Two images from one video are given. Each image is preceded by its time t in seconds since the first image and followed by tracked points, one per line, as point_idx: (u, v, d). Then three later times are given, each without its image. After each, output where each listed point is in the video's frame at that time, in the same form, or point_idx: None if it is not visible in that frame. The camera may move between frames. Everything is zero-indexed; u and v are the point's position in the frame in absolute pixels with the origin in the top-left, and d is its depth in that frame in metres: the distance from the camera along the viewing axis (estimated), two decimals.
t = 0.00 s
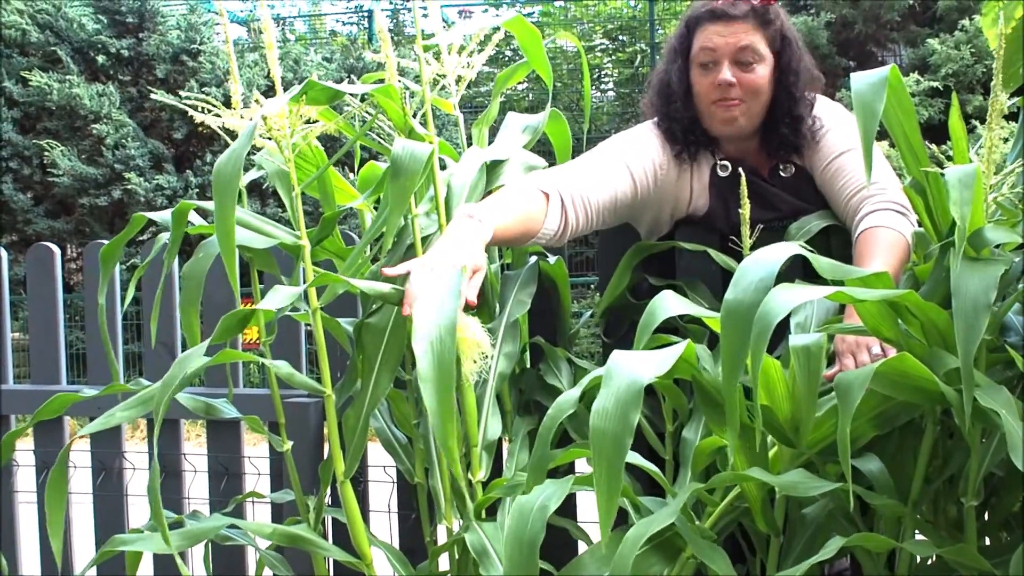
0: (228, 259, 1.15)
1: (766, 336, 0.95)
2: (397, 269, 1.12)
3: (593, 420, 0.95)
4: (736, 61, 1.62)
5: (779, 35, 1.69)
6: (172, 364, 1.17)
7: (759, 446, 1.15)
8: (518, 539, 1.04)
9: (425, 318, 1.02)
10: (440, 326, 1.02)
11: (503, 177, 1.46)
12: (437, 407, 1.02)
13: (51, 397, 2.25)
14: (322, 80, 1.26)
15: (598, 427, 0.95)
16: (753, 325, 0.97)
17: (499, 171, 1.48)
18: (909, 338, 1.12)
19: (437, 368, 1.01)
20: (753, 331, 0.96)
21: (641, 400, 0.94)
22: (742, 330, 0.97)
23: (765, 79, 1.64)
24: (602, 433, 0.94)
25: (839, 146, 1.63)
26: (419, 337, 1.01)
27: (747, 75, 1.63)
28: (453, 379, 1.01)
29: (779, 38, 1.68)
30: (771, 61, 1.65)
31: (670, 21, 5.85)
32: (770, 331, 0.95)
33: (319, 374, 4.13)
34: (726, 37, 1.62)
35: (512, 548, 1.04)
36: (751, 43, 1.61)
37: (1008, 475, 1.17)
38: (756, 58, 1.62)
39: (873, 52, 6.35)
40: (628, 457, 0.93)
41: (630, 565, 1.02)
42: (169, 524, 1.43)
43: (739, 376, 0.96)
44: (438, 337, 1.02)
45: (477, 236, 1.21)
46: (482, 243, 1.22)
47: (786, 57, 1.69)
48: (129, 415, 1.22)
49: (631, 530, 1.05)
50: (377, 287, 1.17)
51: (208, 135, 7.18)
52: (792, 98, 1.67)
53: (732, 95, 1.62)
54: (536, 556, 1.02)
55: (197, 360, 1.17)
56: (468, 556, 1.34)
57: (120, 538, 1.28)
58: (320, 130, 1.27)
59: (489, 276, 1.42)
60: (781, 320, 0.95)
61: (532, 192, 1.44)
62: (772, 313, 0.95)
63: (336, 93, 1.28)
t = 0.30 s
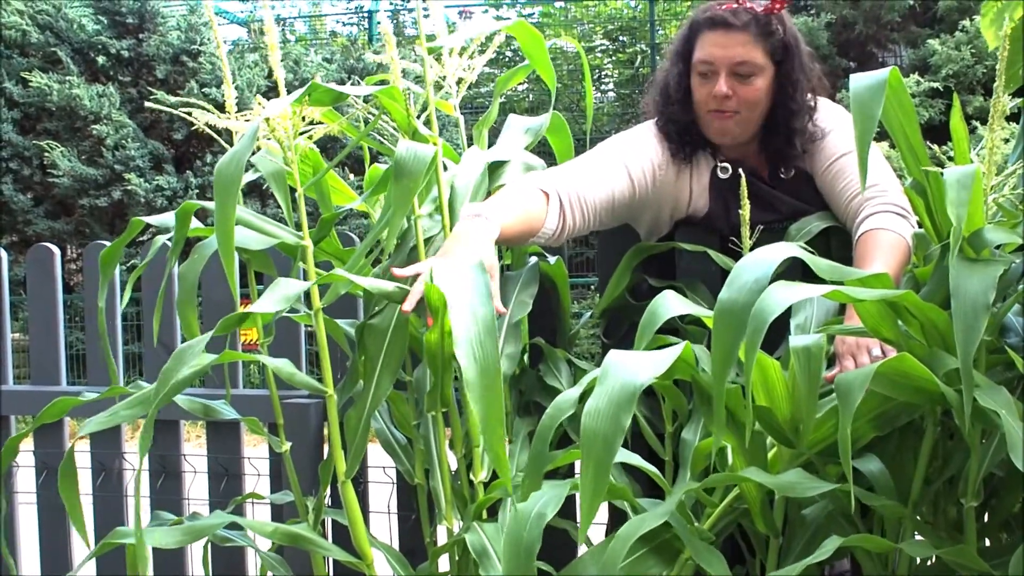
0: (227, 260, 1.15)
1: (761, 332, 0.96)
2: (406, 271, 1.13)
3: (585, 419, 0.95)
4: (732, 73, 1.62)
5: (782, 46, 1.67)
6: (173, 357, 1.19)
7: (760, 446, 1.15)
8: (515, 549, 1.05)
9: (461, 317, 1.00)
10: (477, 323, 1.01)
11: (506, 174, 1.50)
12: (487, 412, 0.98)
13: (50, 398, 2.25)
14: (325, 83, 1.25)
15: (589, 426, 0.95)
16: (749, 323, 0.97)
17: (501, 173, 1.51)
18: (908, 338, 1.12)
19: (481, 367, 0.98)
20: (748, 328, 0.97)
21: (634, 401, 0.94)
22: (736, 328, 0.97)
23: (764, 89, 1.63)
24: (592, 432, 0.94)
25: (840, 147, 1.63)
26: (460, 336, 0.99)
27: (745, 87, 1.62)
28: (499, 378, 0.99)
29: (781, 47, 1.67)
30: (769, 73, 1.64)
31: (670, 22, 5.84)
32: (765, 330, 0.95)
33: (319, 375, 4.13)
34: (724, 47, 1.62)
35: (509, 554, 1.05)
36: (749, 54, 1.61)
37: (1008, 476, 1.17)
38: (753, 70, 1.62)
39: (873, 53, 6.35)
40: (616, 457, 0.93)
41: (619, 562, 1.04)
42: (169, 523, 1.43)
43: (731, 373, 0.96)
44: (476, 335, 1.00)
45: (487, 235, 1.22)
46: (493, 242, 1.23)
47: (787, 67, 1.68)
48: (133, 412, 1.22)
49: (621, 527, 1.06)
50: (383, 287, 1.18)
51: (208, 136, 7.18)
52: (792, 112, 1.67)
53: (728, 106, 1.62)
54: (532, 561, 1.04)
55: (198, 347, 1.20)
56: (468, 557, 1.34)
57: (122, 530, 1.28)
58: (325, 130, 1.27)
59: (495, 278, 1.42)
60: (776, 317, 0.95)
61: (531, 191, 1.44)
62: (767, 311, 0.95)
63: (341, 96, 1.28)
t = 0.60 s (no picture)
0: (239, 259, 1.14)
1: (761, 336, 0.95)
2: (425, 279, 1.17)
3: (585, 420, 0.95)
4: (737, 79, 1.62)
5: (786, 53, 1.66)
6: (183, 356, 1.11)
7: (759, 447, 1.15)
8: (525, 545, 1.05)
9: (448, 328, 1.01)
10: (463, 336, 1.01)
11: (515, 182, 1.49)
12: (457, 427, 0.97)
13: (50, 399, 2.25)
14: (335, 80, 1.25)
15: (591, 427, 0.95)
16: (751, 325, 0.97)
17: (511, 179, 1.51)
18: (908, 340, 1.12)
19: (458, 382, 0.98)
20: (751, 332, 0.96)
21: (634, 402, 0.94)
22: (738, 331, 0.97)
23: (768, 95, 1.63)
24: (593, 433, 0.94)
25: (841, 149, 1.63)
26: (443, 348, 0.99)
27: (748, 93, 1.62)
28: (476, 394, 0.98)
29: (785, 54, 1.66)
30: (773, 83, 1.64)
31: (671, 23, 5.88)
32: (766, 333, 0.95)
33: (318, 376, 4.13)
34: (728, 53, 1.60)
35: (517, 554, 1.05)
36: (754, 61, 1.61)
37: (1007, 477, 1.17)
38: (757, 77, 1.62)
39: (873, 54, 6.36)
40: (619, 460, 0.93)
41: (621, 562, 1.04)
42: (170, 524, 1.43)
43: (735, 375, 0.96)
44: (460, 349, 1.00)
45: (499, 260, 1.26)
46: (506, 266, 1.27)
47: (791, 75, 1.68)
48: (135, 410, 1.19)
49: (621, 529, 1.06)
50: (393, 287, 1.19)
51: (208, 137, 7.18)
52: (795, 118, 1.66)
53: (731, 113, 1.62)
54: (543, 559, 1.03)
55: (212, 346, 1.13)
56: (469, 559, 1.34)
57: (125, 531, 1.28)
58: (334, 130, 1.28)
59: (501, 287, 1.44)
60: (776, 322, 0.95)
61: (535, 204, 1.45)
62: (768, 316, 0.95)
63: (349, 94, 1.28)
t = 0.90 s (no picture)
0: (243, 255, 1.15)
1: (760, 336, 0.95)
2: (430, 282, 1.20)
3: (585, 422, 0.95)
4: (740, 81, 1.62)
5: (790, 56, 1.67)
6: (230, 371, 1.12)
7: (758, 448, 1.15)
8: (523, 552, 1.06)
9: (445, 333, 1.01)
10: (460, 341, 1.01)
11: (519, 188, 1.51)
12: (458, 433, 0.99)
13: (50, 400, 2.25)
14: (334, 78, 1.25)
15: (591, 430, 0.95)
16: (749, 325, 0.97)
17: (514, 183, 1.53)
18: (907, 341, 1.12)
19: (457, 388, 0.99)
20: (749, 331, 0.96)
21: (633, 403, 0.94)
22: (737, 331, 0.97)
23: (771, 98, 1.63)
24: (593, 436, 0.95)
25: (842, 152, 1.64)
26: (441, 354, 0.99)
27: (752, 96, 1.62)
28: (476, 400, 0.99)
29: (789, 57, 1.66)
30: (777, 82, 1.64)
31: (670, 24, 5.90)
32: (764, 332, 0.95)
33: (318, 376, 4.14)
34: (732, 56, 1.61)
35: (517, 560, 1.05)
36: (758, 64, 1.61)
37: (1006, 478, 1.17)
38: (760, 80, 1.62)
39: (873, 55, 6.37)
40: (618, 461, 0.93)
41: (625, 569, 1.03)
42: (169, 525, 1.43)
43: (733, 375, 0.96)
44: (457, 353, 1.00)
45: (498, 270, 1.26)
46: (505, 276, 1.26)
47: (793, 78, 1.68)
48: (132, 413, 1.19)
49: (626, 534, 1.06)
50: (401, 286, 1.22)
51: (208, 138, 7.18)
52: (797, 121, 1.67)
53: (734, 115, 1.62)
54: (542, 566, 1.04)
55: (250, 362, 1.13)
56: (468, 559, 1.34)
57: (123, 534, 1.28)
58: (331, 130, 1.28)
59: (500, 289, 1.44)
60: (776, 320, 0.95)
61: (534, 209, 1.44)
62: (766, 315, 0.95)
63: (345, 93, 1.27)
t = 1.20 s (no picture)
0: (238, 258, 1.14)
1: (757, 336, 0.95)
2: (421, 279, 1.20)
3: (584, 419, 0.95)
4: (743, 86, 1.61)
5: (793, 61, 1.66)
6: (221, 360, 1.12)
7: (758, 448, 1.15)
8: (520, 549, 1.05)
9: (449, 331, 1.01)
10: (465, 339, 1.01)
11: (526, 182, 1.47)
12: (469, 432, 0.98)
13: (49, 401, 2.25)
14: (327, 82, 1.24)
15: (590, 424, 0.95)
16: (748, 323, 0.97)
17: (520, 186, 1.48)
18: (908, 342, 1.11)
19: (466, 387, 0.99)
20: (747, 329, 0.96)
21: (633, 401, 0.94)
22: (735, 328, 0.97)
23: (774, 102, 1.63)
24: (592, 432, 0.94)
25: (843, 153, 1.64)
26: (447, 353, 0.99)
27: (755, 101, 1.62)
28: (484, 401, 0.99)
29: (792, 62, 1.65)
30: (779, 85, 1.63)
31: (670, 24, 5.90)
32: (763, 332, 0.95)
33: (317, 376, 4.13)
34: (735, 61, 1.60)
35: (513, 559, 1.05)
36: (761, 69, 1.60)
37: (1006, 479, 1.17)
38: (764, 85, 1.61)
39: (872, 56, 6.38)
40: (618, 461, 0.93)
41: (620, 564, 1.04)
42: (167, 527, 1.43)
43: (732, 373, 0.96)
44: (462, 352, 1.00)
45: (496, 263, 1.27)
46: (503, 270, 1.28)
47: (797, 82, 1.67)
48: (128, 418, 1.19)
49: (620, 531, 1.07)
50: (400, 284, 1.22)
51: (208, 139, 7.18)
52: (800, 126, 1.66)
53: (736, 120, 1.61)
54: (539, 561, 1.04)
55: (242, 352, 1.13)
56: (467, 560, 1.34)
57: (120, 538, 1.27)
58: (321, 133, 1.28)
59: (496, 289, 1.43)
60: (775, 319, 0.95)
61: (533, 206, 1.45)
62: (765, 314, 0.95)
63: (339, 96, 1.27)
